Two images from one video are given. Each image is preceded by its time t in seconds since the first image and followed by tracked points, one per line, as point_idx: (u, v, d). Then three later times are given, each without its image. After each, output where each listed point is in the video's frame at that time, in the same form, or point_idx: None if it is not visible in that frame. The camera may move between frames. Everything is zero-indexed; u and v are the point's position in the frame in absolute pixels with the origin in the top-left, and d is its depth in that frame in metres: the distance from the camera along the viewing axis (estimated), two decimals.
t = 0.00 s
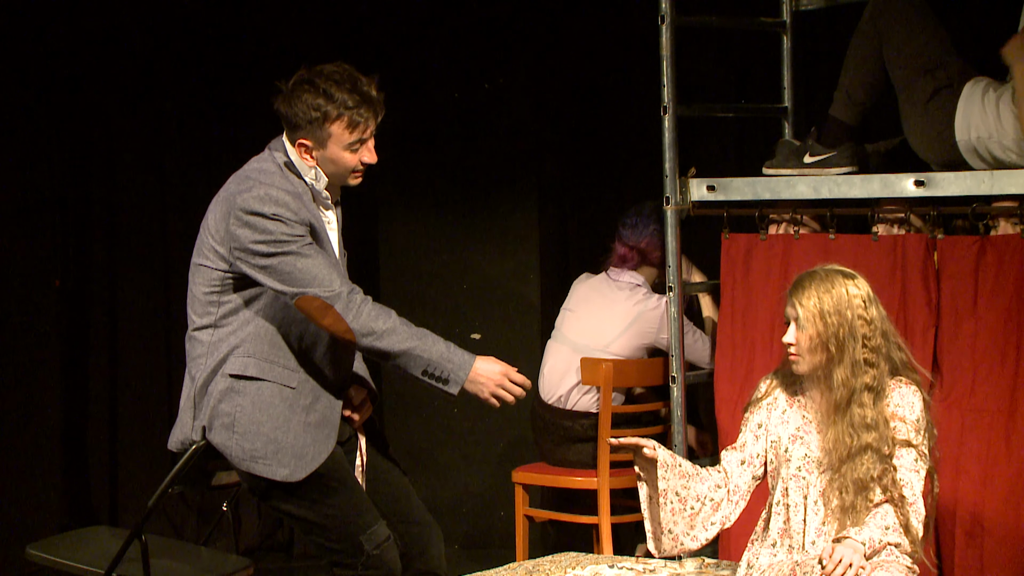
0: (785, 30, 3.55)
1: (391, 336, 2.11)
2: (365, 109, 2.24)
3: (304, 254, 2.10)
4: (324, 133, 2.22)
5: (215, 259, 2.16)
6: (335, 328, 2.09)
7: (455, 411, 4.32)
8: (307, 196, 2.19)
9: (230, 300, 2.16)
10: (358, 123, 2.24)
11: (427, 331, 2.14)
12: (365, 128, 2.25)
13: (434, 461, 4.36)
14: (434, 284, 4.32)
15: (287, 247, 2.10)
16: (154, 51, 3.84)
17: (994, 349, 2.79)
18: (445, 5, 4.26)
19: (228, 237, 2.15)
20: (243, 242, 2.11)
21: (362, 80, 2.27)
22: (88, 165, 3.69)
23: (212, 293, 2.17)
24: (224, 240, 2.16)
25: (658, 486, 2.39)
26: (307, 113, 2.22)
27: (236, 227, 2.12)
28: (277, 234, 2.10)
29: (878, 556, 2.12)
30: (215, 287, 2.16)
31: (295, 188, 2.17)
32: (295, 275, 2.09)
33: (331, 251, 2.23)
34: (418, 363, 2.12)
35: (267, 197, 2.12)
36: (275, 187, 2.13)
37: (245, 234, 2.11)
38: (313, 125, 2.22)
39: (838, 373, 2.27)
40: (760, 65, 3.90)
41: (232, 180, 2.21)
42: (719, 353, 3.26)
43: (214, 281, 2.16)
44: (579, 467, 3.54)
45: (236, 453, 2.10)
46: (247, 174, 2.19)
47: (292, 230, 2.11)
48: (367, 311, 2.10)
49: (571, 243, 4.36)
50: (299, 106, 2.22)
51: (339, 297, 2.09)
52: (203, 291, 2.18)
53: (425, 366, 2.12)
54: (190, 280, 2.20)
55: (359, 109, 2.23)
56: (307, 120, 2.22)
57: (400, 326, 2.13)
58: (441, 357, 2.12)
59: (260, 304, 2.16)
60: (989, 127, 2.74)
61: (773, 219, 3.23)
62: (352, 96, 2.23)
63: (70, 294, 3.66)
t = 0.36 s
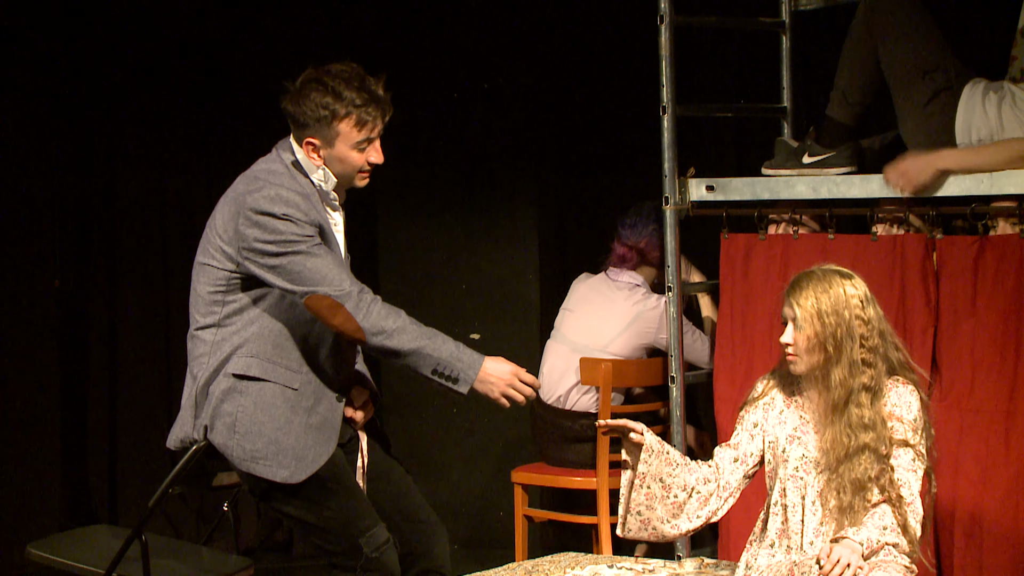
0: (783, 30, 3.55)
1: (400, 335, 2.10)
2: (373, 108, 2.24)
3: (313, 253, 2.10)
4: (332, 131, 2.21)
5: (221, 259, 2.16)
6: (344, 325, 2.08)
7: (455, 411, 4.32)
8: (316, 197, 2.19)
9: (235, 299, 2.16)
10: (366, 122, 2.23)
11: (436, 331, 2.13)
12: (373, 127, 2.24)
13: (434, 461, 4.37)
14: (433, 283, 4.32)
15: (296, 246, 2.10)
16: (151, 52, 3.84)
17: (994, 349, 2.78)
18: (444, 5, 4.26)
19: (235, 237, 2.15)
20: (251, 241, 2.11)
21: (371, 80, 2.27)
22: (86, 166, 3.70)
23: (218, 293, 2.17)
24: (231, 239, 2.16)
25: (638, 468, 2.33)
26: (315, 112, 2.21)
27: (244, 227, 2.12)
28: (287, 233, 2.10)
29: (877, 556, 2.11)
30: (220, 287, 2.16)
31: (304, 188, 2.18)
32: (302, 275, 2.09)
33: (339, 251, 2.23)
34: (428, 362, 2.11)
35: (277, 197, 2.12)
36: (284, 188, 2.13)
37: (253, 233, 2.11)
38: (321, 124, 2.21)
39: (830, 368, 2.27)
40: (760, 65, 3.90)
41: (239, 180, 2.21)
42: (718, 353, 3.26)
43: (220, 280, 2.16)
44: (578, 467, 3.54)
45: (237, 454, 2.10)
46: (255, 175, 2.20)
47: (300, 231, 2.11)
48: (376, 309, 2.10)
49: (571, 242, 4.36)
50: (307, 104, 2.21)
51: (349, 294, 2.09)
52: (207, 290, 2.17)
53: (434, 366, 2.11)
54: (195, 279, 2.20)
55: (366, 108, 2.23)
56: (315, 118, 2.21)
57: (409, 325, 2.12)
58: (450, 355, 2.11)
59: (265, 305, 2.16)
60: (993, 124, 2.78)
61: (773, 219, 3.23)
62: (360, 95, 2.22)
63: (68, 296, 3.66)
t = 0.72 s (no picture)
0: (783, 27, 3.54)
1: (446, 341, 2.06)
2: (425, 118, 2.16)
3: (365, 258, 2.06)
4: (381, 137, 2.14)
5: (259, 253, 2.11)
6: (394, 325, 2.05)
7: (454, 409, 4.32)
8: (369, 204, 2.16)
9: (270, 292, 2.12)
10: (416, 131, 2.15)
11: (483, 338, 2.08)
12: (422, 138, 2.16)
13: (433, 459, 4.37)
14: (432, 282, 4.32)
15: (349, 250, 2.06)
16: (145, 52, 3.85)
17: (995, 347, 2.78)
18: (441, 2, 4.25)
19: (277, 234, 2.09)
20: (302, 238, 2.06)
21: (425, 90, 2.19)
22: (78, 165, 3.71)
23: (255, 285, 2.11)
24: (275, 231, 2.09)
25: (635, 456, 2.33)
26: (366, 114, 2.13)
27: (297, 223, 2.07)
28: (341, 235, 2.06)
29: (876, 555, 2.11)
30: (254, 282, 2.11)
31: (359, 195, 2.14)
32: (345, 281, 2.05)
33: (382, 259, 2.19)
34: (475, 364, 2.06)
35: (337, 201, 2.08)
36: (339, 194, 2.09)
37: (304, 234, 2.06)
38: (370, 128, 2.13)
39: (827, 364, 2.27)
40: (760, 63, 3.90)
41: (289, 177, 2.15)
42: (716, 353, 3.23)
43: (259, 272, 2.10)
44: (578, 466, 3.53)
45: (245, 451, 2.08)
46: (307, 174, 2.13)
47: (350, 238, 2.06)
48: (427, 316, 2.06)
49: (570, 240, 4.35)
50: (359, 106, 2.14)
51: (403, 299, 2.04)
52: (239, 283, 2.12)
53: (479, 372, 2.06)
54: (226, 268, 2.14)
55: (418, 118, 2.15)
56: (365, 121, 2.13)
57: (459, 331, 2.07)
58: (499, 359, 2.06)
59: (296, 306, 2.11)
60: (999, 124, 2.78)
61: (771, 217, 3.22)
62: (414, 104, 2.14)
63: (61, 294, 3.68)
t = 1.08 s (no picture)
0: (782, 23, 3.51)
1: (461, 368, 2.09)
2: (463, 174, 2.16)
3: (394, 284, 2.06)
4: (416, 184, 2.13)
5: (279, 258, 2.06)
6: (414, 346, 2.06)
7: (450, 408, 4.30)
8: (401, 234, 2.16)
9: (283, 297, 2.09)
10: (452, 186, 2.15)
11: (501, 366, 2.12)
12: (455, 195, 2.17)
13: (429, 459, 4.34)
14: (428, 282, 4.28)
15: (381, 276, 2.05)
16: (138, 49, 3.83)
17: (995, 348, 2.79)
18: None
19: (303, 242, 2.05)
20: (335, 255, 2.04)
21: (466, 145, 2.20)
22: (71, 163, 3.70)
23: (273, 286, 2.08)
24: (306, 239, 2.05)
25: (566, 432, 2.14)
26: (409, 161, 2.13)
27: (335, 241, 2.04)
28: (377, 261, 2.05)
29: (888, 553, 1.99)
30: (268, 282, 2.07)
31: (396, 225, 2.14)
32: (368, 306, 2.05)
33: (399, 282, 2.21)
34: (489, 381, 2.08)
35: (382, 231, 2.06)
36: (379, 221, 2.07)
37: (334, 250, 2.04)
38: (407, 173, 2.13)
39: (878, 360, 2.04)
40: (758, 59, 3.88)
41: (328, 192, 2.12)
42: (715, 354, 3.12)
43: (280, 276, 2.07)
44: (575, 465, 3.51)
45: (236, 449, 2.06)
46: (346, 197, 2.11)
47: (381, 267, 2.05)
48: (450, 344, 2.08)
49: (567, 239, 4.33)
50: (403, 149, 2.13)
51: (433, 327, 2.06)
52: (248, 277, 2.07)
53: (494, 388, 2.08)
54: (236, 258, 2.09)
55: (457, 176, 2.15)
56: (405, 167, 2.13)
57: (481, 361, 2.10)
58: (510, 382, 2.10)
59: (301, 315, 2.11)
60: (994, 119, 2.79)
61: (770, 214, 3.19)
62: (456, 158, 2.15)
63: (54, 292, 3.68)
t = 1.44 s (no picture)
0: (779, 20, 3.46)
1: (359, 371, 2.09)
2: (389, 145, 2.19)
3: (303, 277, 2.09)
4: (341, 153, 2.16)
5: (203, 250, 2.10)
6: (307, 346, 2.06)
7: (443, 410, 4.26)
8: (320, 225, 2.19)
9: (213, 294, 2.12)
10: (378, 156, 2.18)
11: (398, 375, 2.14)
12: (380, 165, 2.19)
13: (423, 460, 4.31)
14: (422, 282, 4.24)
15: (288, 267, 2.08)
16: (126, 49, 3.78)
17: (994, 345, 2.76)
18: None
19: (222, 232, 2.09)
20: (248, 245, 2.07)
21: (397, 121, 2.24)
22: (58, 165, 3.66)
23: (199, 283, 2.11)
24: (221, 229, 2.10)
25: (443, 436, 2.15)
26: (333, 128, 2.16)
27: (249, 227, 2.09)
28: (288, 252, 2.09)
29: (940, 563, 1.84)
30: (194, 278, 2.11)
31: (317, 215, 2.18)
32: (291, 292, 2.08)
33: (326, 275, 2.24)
34: (380, 398, 2.08)
35: (292, 212, 2.11)
36: (295, 204, 2.13)
37: (249, 235, 2.08)
38: (334, 142, 2.16)
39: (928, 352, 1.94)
40: (754, 57, 3.84)
41: (245, 182, 2.17)
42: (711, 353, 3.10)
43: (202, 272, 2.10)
44: (569, 467, 3.48)
45: (190, 453, 2.09)
46: (263, 181, 2.17)
47: (297, 252, 2.10)
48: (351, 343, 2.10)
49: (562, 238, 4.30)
50: (330, 118, 2.16)
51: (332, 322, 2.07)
52: (177, 275, 2.11)
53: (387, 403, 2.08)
54: (164, 259, 2.13)
55: (383, 145, 2.17)
56: (330, 134, 2.16)
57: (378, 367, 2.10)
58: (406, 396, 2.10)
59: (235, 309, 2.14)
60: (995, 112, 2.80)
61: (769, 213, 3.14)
62: (383, 128, 2.18)
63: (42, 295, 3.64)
